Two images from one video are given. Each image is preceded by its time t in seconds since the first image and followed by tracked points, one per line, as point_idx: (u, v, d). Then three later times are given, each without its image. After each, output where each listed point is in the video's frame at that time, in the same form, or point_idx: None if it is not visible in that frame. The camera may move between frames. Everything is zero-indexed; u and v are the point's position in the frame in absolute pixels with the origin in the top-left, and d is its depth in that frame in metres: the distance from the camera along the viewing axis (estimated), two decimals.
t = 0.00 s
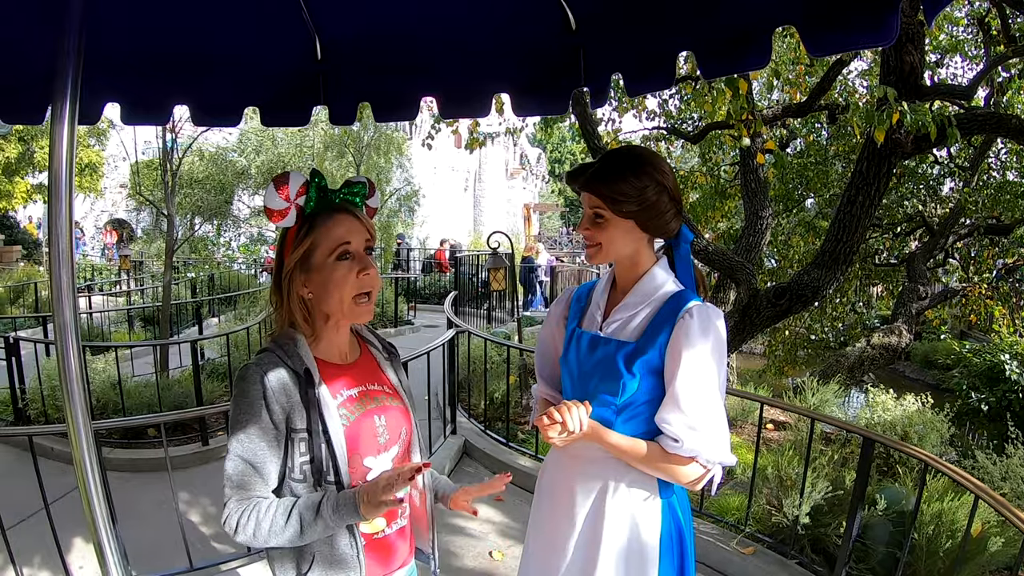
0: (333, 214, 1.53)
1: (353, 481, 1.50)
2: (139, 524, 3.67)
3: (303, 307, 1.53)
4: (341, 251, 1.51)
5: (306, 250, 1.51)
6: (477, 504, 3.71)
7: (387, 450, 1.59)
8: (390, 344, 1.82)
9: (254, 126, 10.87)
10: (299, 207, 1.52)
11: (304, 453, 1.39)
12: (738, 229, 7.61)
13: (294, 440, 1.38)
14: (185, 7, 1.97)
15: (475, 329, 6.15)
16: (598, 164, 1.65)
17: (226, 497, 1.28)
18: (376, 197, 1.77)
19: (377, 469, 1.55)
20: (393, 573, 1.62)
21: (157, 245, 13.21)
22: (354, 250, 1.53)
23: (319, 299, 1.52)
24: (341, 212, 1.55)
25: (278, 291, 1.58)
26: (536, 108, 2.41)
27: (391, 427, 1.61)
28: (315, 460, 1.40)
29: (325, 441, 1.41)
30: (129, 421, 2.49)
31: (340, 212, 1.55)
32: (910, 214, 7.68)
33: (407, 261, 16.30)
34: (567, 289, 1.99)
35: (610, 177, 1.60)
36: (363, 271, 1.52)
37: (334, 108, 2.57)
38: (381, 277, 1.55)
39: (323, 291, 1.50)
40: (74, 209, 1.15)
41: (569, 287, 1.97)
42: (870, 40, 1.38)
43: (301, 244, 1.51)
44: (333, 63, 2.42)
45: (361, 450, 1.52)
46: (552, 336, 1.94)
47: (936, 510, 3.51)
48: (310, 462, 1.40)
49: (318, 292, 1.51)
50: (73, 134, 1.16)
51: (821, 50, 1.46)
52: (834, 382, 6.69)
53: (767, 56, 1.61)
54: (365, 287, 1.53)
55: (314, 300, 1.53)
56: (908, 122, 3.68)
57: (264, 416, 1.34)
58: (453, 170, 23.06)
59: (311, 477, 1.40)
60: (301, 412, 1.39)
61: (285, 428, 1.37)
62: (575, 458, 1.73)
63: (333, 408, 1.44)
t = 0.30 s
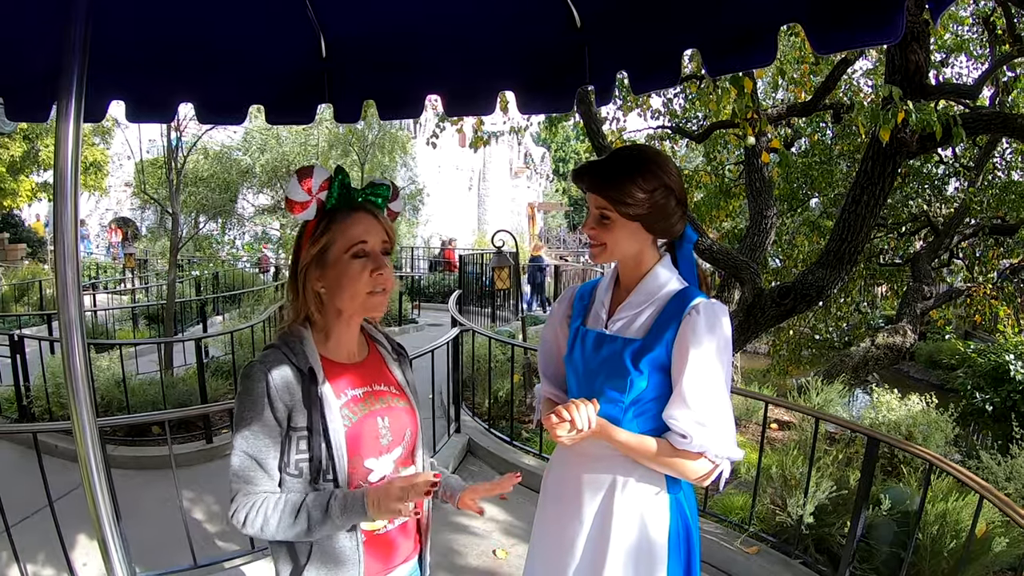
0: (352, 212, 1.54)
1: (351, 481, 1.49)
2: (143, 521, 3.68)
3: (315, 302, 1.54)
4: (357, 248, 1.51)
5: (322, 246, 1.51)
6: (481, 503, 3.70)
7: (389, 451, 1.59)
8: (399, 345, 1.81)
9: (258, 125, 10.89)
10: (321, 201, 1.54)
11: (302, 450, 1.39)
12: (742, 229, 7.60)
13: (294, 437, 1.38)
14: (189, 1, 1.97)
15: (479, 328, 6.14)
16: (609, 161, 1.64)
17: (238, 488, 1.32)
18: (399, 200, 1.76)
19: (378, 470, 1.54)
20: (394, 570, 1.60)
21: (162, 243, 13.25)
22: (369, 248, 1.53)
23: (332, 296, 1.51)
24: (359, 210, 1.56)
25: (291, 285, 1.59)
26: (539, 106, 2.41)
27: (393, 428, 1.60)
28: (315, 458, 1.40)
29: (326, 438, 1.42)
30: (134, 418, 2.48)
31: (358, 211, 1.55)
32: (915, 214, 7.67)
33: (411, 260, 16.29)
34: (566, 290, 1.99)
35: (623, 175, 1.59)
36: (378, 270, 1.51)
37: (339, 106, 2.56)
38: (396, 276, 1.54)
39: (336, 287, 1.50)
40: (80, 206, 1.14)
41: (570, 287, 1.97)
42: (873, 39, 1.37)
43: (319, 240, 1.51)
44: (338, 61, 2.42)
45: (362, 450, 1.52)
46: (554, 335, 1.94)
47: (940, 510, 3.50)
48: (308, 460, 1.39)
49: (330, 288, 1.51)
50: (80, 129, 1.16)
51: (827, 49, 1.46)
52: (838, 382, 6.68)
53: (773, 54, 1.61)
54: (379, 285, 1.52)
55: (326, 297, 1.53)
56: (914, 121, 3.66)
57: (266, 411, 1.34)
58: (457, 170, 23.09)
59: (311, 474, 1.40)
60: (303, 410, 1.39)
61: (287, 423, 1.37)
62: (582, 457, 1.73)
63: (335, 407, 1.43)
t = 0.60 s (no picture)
0: (351, 209, 1.54)
1: (371, 476, 1.51)
2: (146, 520, 3.69)
3: (319, 303, 1.53)
4: (361, 245, 1.52)
5: (324, 246, 1.51)
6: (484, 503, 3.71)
7: (403, 447, 1.60)
8: (403, 337, 1.83)
9: (262, 124, 10.91)
10: (317, 202, 1.52)
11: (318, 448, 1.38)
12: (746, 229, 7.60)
13: (312, 438, 1.37)
14: None
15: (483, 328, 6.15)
16: (612, 162, 1.63)
17: (252, 495, 1.29)
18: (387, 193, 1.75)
19: (393, 466, 1.56)
20: (399, 569, 1.60)
21: (165, 241, 13.29)
22: (373, 244, 1.54)
23: (337, 295, 1.52)
24: (357, 206, 1.56)
25: (292, 287, 1.59)
26: (544, 106, 2.39)
27: (406, 423, 1.61)
28: (330, 457, 1.40)
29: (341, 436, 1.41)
30: (137, 417, 2.48)
31: (357, 208, 1.56)
32: (919, 215, 7.67)
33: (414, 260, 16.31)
34: (567, 291, 1.98)
35: (627, 176, 1.59)
36: (384, 266, 1.54)
37: (343, 106, 2.56)
38: (400, 271, 1.57)
39: (341, 286, 1.51)
40: (85, 205, 1.14)
41: (570, 289, 1.97)
42: (878, 39, 1.36)
43: (319, 240, 1.51)
44: (342, 60, 2.42)
45: (375, 448, 1.53)
46: (556, 336, 1.94)
47: (944, 512, 3.49)
48: (329, 461, 1.39)
49: (335, 287, 1.51)
50: (84, 128, 1.16)
51: (831, 50, 1.45)
52: (841, 383, 6.68)
53: (776, 57, 1.60)
54: (384, 281, 1.55)
55: (331, 295, 1.53)
56: (918, 121, 3.66)
57: (281, 410, 1.34)
58: (460, 169, 23.13)
59: (329, 474, 1.40)
60: (318, 408, 1.38)
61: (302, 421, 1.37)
62: (587, 458, 1.73)
63: (347, 405, 1.43)
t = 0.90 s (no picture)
0: (360, 205, 1.55)
1: (374, 482, 1.52)
2: (148, 519, 3.70)
3: (327, 299, 1.53)
4: (370, 241, 1.53)
5: (332, 242, 1.51)
6: (487, 503, 3.71)
7: (405, 452, 1.60)
8: (405, 340, 1.82)
9: (266, 124, 10.93)
10: (326, 196, 1.53)
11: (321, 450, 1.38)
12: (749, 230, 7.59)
13: (316, 443, 1.37)
14: None
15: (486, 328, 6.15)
16: (617, 159, 1.63)
17: (259, 502, 1.27)
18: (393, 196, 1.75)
19: (395, 471, 1.57)
20: (403, 569, 1.61)
21: (169, 241, 13.30)
22: (382, 240, 1.55)
23: (344, 291, 1.53)
24: (366, 202, 1.56)
25: (298, 285, 1.59)
26: (548, 107, 2.39)
27: (409, 428, 1.61)
28: (333, 460, 1.40)
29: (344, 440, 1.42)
30: (140, 416, 2.48)
31: (366, 204, 1.56)
32: (922, 217, 7.67)
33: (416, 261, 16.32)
34: (571, 291, 1.98)
35: (631, 175, 1.59)
36: (392, 261, 1.54)
37: (348, 106, 2.57)
38: (406, 269, 1.57)
39: (348, 282, 1.52)
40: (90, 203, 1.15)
41: (575, 288, 1.96)
42: (883, 41, 1.37)
43: (327, 235, 1.51)
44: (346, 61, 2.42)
45: (378, 452, 1.53)
46: (559, 335, 1.94)
47: (947, 514, 3.48)
48: (332, 465, 1.40)
49: (343, 284, 1.52)
50: (90, 127, 1.16)
51: (834, 51, 1.47)
52: (844, 385, 6.68)
53: (783, 57, 1.63)
54: (391, 278, 1.55)
55: (337, 292, 1.53)
56: (922, 123, 3.65)
57: (289, 412, 1.34)
58: (463, 170, 23.16)
59: (331, 477, 1.40)
60: (322, 412, 1.38)
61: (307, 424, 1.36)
62: (590, 459, 1.74)
63: (350, 409, 1.43)
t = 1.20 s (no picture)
0: (367, 213, 1.56)
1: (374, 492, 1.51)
2: (151, 518, 3.71)
3: (335, 307, 1.53)
4: (376, 249, 1.53)
5: (339, 249, 1.52)
6: (489, 504, 3.71)
7: (404, 462, 1.60)
8: (407, 349, 1.83)
9: (269, 124, 10.95)
10: (333, 205, 1.54)
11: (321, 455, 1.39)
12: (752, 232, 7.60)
13: (317, 447, 1.37)
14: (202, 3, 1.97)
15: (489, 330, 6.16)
16: (620, 163, 1.63)
17: (260, 504, 1.27)
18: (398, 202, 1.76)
19: (394, 480, 1.56)
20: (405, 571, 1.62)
21: (171, 241, 13.33)
22: (388, 248, 1.56)
23: (350, 297, 1.53)
24: (372, 210, 1.57)
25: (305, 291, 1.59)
26: (553, 109, 2.38)
27: (409, 437, 1.61)
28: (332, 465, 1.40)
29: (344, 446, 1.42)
30: (144, 416, 2.50)
31: (373, 212, 1.57)
32: (924, 220, 7.66)
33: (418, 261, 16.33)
34: (574, 293, 1.99)
35: (635, 178, 1.59)
36: (398, 269, 1.55)
37: (351, 108, 2.57)
38: (413, 276, 1.58)
39: (356, 289, 1.52)
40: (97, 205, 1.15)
41: (577, 290, 1.97)
42: (887, 46, 1.36)
43: (334, 243, 1.51)
44: (350, 63, 2.41)
45: (377, 459, 1.53)
46: (560, 337, 1.94)
47: (947, 517, 3.48)
48: (331, 469, 1.40)
49: (349, 291, 1.52)
50: (96, 128, 1.16)
51: (837, 55, 1.45)
52: (846, 387, 6.67)
53: (785, 61, 1.62)
54: (397, 285, 1.56)
55: (343, 299, 1.54)
56: (924, 126, 3.64)
57: (292, 417, 1.34)
58: (465, 170, 23.18)
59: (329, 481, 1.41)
60: (323, 417, 1.39)
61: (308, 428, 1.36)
62: (589, 462, 1.74)
63: (350, 414, 1.44)
